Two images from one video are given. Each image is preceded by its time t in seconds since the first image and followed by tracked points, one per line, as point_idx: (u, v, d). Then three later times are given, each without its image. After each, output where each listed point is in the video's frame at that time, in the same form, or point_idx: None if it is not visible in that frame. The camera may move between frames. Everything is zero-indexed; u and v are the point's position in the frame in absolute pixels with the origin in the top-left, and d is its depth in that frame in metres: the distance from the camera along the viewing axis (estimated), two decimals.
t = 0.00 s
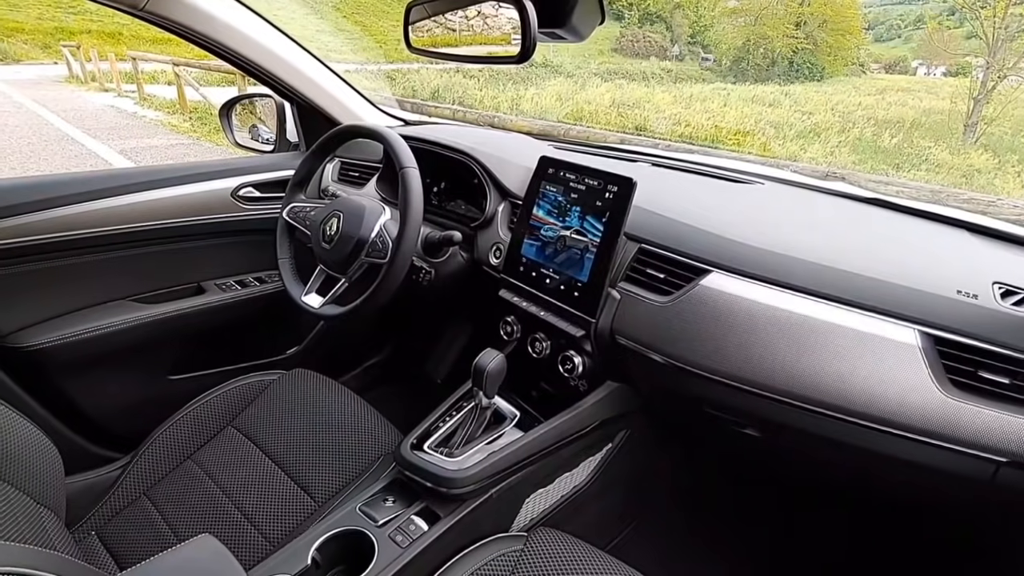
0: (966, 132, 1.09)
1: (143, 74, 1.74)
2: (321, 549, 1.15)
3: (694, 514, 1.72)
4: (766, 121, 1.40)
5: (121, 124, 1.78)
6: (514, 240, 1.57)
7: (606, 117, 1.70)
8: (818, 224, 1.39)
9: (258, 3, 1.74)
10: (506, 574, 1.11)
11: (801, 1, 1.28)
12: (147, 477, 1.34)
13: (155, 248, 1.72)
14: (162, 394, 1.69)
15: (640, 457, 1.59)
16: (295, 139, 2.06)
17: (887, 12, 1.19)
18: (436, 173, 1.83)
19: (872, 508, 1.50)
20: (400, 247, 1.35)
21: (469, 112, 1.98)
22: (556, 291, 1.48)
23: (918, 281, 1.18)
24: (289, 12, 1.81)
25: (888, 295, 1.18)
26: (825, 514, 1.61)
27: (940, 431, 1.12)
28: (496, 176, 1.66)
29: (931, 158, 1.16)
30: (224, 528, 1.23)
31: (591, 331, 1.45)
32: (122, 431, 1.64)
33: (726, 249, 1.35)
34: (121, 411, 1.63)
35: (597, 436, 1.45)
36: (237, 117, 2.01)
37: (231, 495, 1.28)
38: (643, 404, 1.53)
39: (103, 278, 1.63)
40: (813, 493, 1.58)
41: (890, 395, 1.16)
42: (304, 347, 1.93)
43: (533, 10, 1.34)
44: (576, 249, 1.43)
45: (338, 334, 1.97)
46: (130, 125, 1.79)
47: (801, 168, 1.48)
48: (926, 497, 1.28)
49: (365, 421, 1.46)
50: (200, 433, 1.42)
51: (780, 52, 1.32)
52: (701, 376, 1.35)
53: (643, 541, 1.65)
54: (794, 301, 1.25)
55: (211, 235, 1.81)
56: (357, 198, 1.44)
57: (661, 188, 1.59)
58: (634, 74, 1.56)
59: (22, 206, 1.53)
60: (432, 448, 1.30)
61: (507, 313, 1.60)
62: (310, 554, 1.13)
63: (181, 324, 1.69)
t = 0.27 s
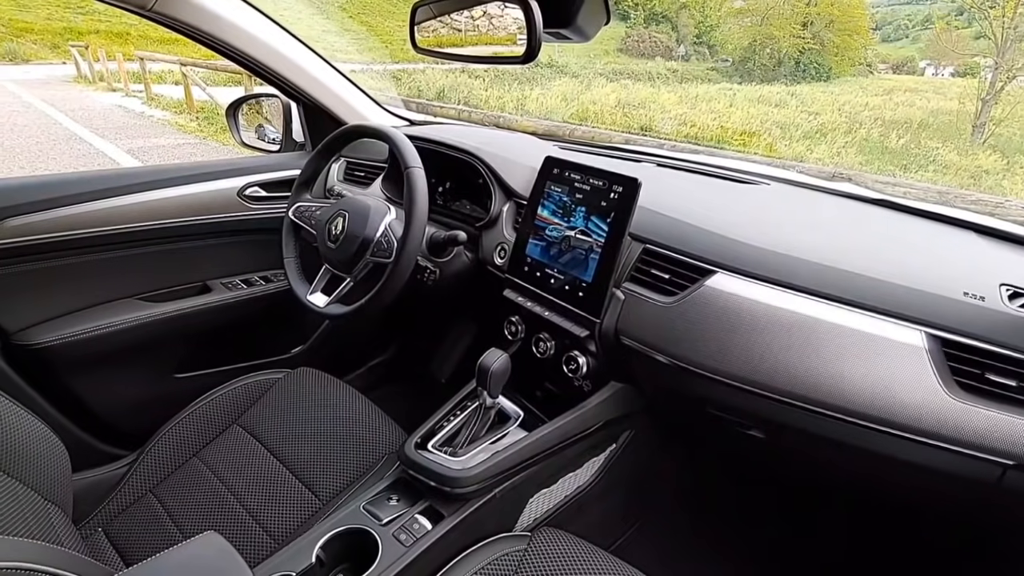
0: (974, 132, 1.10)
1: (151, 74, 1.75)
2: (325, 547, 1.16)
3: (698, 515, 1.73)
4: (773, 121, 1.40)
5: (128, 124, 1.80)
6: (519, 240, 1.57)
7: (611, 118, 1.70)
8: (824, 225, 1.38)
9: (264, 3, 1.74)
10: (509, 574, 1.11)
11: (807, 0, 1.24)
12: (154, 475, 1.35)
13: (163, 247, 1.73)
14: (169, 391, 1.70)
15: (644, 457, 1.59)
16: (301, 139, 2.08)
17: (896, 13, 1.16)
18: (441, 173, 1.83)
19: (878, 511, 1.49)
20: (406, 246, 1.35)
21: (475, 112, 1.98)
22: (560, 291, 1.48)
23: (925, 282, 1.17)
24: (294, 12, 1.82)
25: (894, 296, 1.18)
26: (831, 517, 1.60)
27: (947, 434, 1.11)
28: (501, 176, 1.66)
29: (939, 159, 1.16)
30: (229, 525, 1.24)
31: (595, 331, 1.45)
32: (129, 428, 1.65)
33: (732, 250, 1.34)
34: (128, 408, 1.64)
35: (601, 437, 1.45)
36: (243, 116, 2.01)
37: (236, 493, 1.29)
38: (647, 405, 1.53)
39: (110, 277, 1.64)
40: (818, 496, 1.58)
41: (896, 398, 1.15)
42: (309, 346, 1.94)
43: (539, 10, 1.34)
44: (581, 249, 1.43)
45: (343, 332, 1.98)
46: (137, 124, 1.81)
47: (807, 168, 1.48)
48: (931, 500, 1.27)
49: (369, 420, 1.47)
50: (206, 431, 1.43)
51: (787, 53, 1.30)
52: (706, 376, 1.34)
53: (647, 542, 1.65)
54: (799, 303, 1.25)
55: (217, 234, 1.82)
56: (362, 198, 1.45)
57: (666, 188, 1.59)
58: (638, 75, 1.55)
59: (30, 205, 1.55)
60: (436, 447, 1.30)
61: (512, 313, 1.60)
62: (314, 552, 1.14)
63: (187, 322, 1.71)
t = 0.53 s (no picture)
0: (982, 133, 1.08)
1: (158, 74, 1.77)
2: (330, 545, 1.16)
3: (702, 516, 1.72)
4: (778, 122, 1.39)
5: (135, 124, 1.81)
6: (524, 241, 1.57)
7: (616, 118, 1.69)
8: (830, 226, 1.38)
9: (271, 3, 1.75)
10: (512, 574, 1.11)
11: (816, 1, 1.26)
12: (160, 472, 1.36)
13: (170, 246, 1.74)
14: (175, 389, 1.71)
15: (648, 458, 1.59)
16: (307, 139, 2.08)
17: (903, 13, 1.17)
18: (447, 173, 1.84)
19: (883, 514, 1.48)
20: (411, 246, 1.35)
21: (480, 112, 1.98)
22: (565, 291, 1.48)
23: (931, 284, 1.17)
24: (301, 13, 1.83)
25: (900, 298, 1.17)
26: (838, 520, 1.59)
27: (954, 437, 1.10)
28: (507, 176, 1.67)
29: (946, 160, 1.14)
30: (234, 523, 1.25)
31: (600, 331, 1.45)
32: (136, 426, 1.66)
33: (736, 251, 1.34)
34: (135, 406, 1.65)
35: (606, 437, 1.45)
36: (250, 116, 2.03)
37: (242, 490, 1.30)
38: (651, 406, 1.53)
39: (117, 275, 1.65)
40: (823, 498, 1.57)
41: (903, 401, 1.14)
42: (314, 345, 1.94)
43: (544, 10, 1.34)
44: (586, 250, 1.43)
45: (348, 331, 1.98)
46: (144, 124, 1.82)
47: (812, 169, 1.48)
48: (937, 504, 1.26)
49: (374, 419, 1.47)
50: (212, 429, 1.44)
51: (792, 53, 1.31)
52: (710, 378, 1.34)
53: (651, 543, 1.65)
54: (806, 304, 1.24)
55: (223, 233, 1.83)
56: (368, 197, 1.45)
57: (671, 189, 1.58)
58: (644, 75, 1.55)
59: (39, 203, 1.56)
60: (440, 447, 1.31)
61: (517, 313, 1.60)
62: (319, 550, 1.14)
63: (194, 321, 1.72)
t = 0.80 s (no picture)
0: (991, 134, 1.08)
1: (166, 74, 1.76)
2: (334, 544, 1.17)
3: (706, 517, 1.72)
4: (785, 122, 1.39)
5: (143, 124, 1.82)
6: (529, 241, 1.57)
7: (622, 118, 1.70)
8: (836, 226, 1.37)
9: (277, 4, 1.76)
10: (516, 573, 1.11)
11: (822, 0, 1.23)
12: (166, 469, 1.37)
13: (177, 244, 1.75)
14: (182, 387, 1.73)
15: (652, 459, 1.59)
16: (313, 138, 2.09)
17: (910, 12, 1.15)
18: (452, 173, 1.84)
19: (888, 516, 1.48)
20: (416, 245, 1.36)
21: (485, 112, 1.99)
22: (570, 291, 1.48)
23: (937, 285, 1.16)
24: (307, 13, 1.83)
25: (906, 299, 1.16)
26: (839, 520, 1.58)
27: (961, 439, 1.09)
28: (512, 176, 1.67)
29: (954, 162, 1.15)
30: (239, 521, 1.26)
31: (604, 332, 1.45)
32: (143, 424, 1.67)
33: (742, 252, 1.34)
34: (142, 404, 1.67)
35: (610, 437, 1.45)
36: (256, 116, 2.03)
37: (247, 488, 1.31)
38: (656, 406, 1.52)
39: (124, 274, 1.67)
40: (828, 500, 1.57)
41: (909, 403, 1.13)
42: (320, 344, 1.95)
43: (550, 10, 1.34)
44: (591, 250, 1.43)
45: (353, 330, 1.99)
46: (152, 123, 1.83)
47: (819, 169, 1.47)
48: (943, 506, 1.26)
49: (378, 418, 1.48)
50: (218, 427, 1.45)
51: (799, 53, 1.29)
52: (714, 378, 1.34)
53: (654, 543, 1.65)
54: (812, 305, 1.24)
55: (229, 232, 1.84)
56: (374, 197, 1.45)
57: (677, 189, 1.58)
58: (649, 75, 1.55)
59: (47, 202, 1.57)
60: (444, 446, 1.31)
61: (521, 313, 1.60)
62: (323, 548, 1.15)
63: (200, 319, 1.73)
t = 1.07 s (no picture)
0: (999, 135, 1.08)
1: (173, 73, 1.79)
2: (338, 542, 1.17)
3: (710, 518, 1.72)
4: (791, 123, 1.39)
5: (151, 123, 1.83)
6: (534, 241, 1.58)
7: (628, 119, 1.70)
8: (842, 228, 1.37)
9: (283, 4, 1.77)
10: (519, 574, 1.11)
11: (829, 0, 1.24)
12: (172, 467, 1.38)
13: (184, 243, 1.76)
14: (188, 386, 1.74)
15: (657, 459, 1.59)
16: (319, 138, 2.09)
17: (918, 13, 1.14)
18: (457, 173, 1.84)
19: (894, 518, 1.47)
20: (421, 244, 1.36)
21: (491, 112, 1.99)
22: (574, 291, 1.48)
23: (944, 286, 1.15)
24: (313, 13, 1.84)
25: (912, 301, 1.16)
26: (843, 522, 1.58)
27: (969, 442, 1.08)
28: (517, 176, 1.67)
29: (962, 162, 1.14)
30: (245, 518, 1.26)
31: (609, 332, 1.45)
32: (149, 421, 1.68)
33: (747, 253, 1.34)
34: (149, 401, 1.68)
35: (614, 438, 1.45)
36: (263, 116, 2.03)
37: (252, 486, 1.31)
38: (660, 407, 1.52)
39: (131, 272, 1.68)
40: (833, 502, 1.56)
41: (916, 406, 1.12)
42: (325, 343, 1.96)
43: (555, 10, 1.34)
44: (596, 250, 1.43)
45: (357, 329, 1.99)
46: (159, 123, 1.84)
47: (825, 170, 1.47)
48: (949, 510, 1.25)
49: (382, 417, 1.48)
50: (223, 425, 1.46)
51: (806, 53, 1.29)
52: (719, 379, 1.33)
53: (659, 545, 1.65)
54: (818, 306, 1.23)
55: (236, 231, 1.85)
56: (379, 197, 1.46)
57: (682, 190, 1.58)
58: (655, 75, 1.54)
59: (56, 200, 1.58)
60: (448, 446, 1.31)
61: (526, 313, 1.60)
62: (327, 547, 1.15)
63: (207, 318, 1.74)
